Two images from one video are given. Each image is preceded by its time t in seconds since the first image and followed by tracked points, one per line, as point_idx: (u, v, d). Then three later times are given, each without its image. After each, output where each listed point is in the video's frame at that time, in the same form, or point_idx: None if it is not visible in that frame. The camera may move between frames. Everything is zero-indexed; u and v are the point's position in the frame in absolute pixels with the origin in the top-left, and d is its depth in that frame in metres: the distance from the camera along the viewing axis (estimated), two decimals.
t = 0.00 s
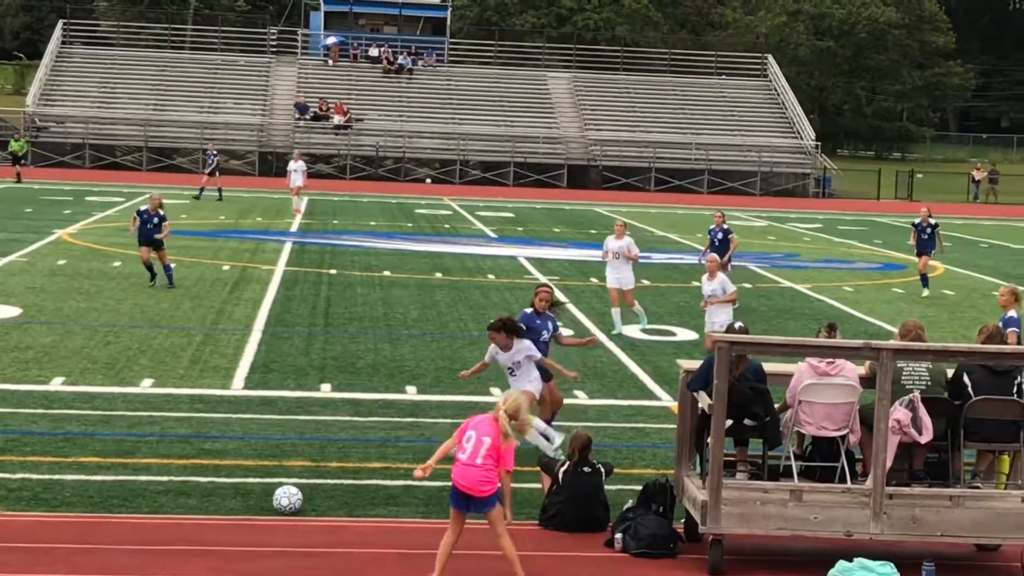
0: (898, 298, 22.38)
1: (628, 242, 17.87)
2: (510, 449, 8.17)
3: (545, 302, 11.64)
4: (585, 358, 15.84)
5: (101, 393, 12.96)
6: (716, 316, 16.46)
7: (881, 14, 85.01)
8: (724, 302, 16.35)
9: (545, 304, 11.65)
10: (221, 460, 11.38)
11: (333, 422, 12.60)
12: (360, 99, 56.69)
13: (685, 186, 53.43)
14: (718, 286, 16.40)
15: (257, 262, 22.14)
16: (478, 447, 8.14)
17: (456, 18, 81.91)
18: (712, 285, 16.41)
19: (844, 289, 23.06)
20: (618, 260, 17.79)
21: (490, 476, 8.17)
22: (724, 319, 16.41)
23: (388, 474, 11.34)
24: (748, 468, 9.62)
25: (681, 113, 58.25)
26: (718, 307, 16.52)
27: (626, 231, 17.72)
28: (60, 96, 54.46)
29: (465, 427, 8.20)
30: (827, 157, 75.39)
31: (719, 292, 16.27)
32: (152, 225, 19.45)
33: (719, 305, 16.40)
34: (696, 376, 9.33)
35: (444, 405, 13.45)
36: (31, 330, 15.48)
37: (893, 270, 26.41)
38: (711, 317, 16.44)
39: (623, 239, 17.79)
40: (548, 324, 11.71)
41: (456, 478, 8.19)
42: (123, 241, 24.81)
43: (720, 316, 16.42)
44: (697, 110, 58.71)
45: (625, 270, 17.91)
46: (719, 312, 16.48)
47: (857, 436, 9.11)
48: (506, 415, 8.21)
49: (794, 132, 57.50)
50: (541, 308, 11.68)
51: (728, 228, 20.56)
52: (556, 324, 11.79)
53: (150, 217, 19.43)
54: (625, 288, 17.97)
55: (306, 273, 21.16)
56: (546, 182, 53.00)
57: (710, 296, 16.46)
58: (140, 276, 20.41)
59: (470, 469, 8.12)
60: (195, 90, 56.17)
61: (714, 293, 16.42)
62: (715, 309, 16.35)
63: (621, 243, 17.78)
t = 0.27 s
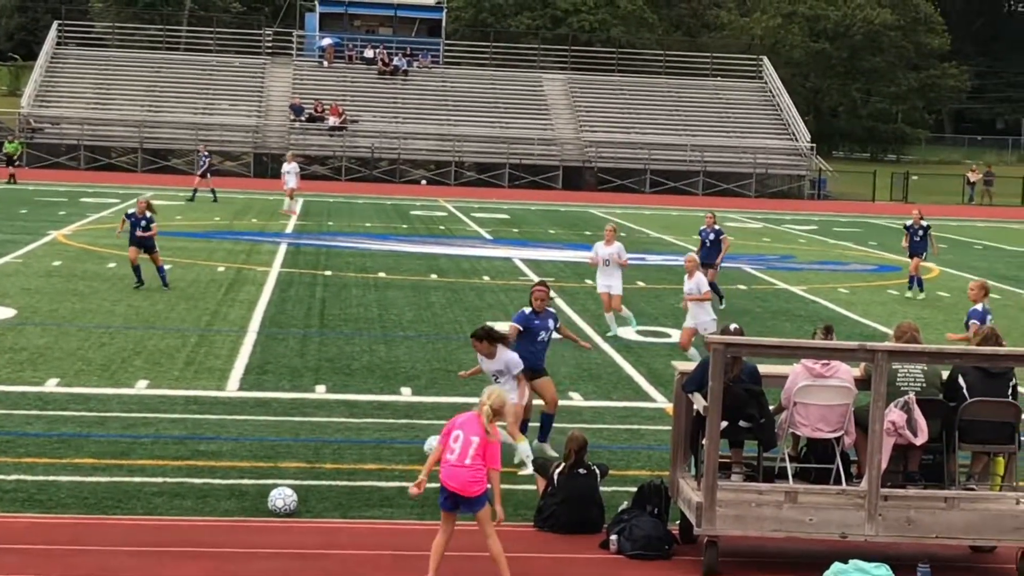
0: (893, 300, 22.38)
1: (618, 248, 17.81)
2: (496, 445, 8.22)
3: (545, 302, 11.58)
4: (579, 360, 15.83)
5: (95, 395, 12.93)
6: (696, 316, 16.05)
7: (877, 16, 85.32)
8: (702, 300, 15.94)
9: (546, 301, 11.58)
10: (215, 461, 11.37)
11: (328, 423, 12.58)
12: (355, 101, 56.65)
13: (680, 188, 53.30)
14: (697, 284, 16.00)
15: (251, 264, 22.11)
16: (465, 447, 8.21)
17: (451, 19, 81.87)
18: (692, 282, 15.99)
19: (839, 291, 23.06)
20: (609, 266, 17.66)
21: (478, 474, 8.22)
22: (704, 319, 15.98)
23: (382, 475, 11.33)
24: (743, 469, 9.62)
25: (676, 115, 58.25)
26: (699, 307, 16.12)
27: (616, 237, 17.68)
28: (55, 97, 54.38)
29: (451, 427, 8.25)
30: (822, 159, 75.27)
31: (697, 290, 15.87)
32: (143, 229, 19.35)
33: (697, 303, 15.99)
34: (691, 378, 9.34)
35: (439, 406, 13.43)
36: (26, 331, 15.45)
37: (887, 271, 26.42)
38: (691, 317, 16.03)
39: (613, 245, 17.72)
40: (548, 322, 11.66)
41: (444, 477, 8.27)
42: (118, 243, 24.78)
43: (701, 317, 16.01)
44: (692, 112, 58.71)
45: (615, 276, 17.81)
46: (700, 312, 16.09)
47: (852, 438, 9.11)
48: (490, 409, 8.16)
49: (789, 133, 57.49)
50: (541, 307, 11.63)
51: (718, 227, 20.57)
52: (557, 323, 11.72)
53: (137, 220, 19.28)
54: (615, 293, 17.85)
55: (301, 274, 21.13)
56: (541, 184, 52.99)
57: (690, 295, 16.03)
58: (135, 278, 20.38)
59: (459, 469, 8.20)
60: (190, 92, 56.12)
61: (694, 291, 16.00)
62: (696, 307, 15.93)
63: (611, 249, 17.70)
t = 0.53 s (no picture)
0: (890, 302, 22.38)
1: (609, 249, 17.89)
2: (487, 442, 8.33)
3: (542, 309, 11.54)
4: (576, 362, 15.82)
5: (93, 397, 12.93)
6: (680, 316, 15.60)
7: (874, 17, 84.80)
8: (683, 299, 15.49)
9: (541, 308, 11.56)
10: (213, 464, 11.36)
11: (326, 424, 12.59)
12: (353, 102, 56.66)
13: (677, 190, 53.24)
14: (677, 283, 15.58)
15: (249, 265, 22.12)
16: (458, 447, 8.31)
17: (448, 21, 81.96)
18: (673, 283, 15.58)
19: (837, 293, 23.08)
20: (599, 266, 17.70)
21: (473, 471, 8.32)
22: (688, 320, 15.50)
23: (380, 477, 11.34)
24: (740, 471, 9.63)
25: (673, 117, 58.28)
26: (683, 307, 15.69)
27: (606, 237, 17.76)
28: (52, 99, 54.38)
29: (442, 427, 8.35)
30: (820, 161, 75.33)
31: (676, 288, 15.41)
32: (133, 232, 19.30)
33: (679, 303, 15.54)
34: (689, 379, 9.35)
35: (436, 408, 13.42)
36: (24, 333, 15.44)
37: (885, 274, 26.40)
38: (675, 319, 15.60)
39: (604, 245, 17.80)
40: (545, 331, 11.60)
41: (438, 477, 8.36)
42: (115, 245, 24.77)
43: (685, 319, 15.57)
44: (689, 113, 58.74)
45: (608, 276, 17.81)
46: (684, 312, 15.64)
47: (848, 440, 9.11)
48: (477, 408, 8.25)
49: (786, 135, 57.53)
50: (538, 314, 11.59)
51: (712, 228, 20.51)
52: (555, 332, 11.64)
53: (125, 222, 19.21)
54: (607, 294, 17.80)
55: (298, 276, 21.13)
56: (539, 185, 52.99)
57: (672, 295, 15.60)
58: (132, 280, 20.37)
59: (451, 468, 8.30)
60: (188, 93, 56.13)
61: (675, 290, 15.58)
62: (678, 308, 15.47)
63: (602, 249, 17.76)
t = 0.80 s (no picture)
0: (893, 305, 22.37)
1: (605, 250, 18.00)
2: (484, 440, 8.35)
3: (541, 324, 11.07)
4: (578, 364, 15.83)
5: (95, 399, 12.92)
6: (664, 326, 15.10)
7: (877, 21, 84.93)
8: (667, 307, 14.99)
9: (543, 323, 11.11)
10: (216, 465, 11.36)
11: (327, 426, 12.60)
12: (355, 105, 56.67)
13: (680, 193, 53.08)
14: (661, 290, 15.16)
15: (251, 268, 22.13)
16: (455, 447, 8.35)
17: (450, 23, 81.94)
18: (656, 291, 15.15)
19: (839, 296, 23.07)
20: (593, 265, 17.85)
21: (471, 472, 8.35)
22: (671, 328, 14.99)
23: (383, 479, 11.34)
24: (742, 473, 9.63)
25: (675, 120, 58.28)
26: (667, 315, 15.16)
27: (601, 237, 17.85)
28: (54, 101, 54.39)
29: (439, 428, 8.38)
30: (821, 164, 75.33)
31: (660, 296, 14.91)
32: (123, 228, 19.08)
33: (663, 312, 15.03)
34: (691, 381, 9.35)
35: (438, 410, 13.43)
36: (26, 335, 15.44)
37: (887, 276, 26.40)
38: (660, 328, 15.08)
39: (598, 245, 17.91)
40: (549, 346, 11.21)
41: (438, 477, 8.40)
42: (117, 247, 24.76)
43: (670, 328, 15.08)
44: (691, 116, 58.75)
45: (603, 277, 17.90)
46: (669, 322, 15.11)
47: (851, 443, 9.10)
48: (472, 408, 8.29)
49: (788, 138, 57.54)
50: (537, 331, 11.19)
51: (710, 232, 20.54)
52: (560, 349, 11.21)
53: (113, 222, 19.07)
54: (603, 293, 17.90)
55: (300, 279, 21.13)
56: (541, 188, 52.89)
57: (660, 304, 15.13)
58: (135, 282, 20.35)
59: (450, 468, 8.33)
60: (191, 96, 56.14)
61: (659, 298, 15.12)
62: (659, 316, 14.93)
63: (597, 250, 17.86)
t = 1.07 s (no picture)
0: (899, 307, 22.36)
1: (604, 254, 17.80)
2: (490, 441, 8.37)
3: (542, 335, 10.89)
4: (586, 366, 15.82)
5: (102, 401, 12.94)
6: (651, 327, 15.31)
7: (883, 23, 85.06)
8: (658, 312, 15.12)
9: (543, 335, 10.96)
10: (223, 467, 11.38)
11: (333, 428, 12.63)
12: (362, 107, 56.71)
13: (686, 195, 53.05)
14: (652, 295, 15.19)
15: (258, 269, 22.16)
16: (459, 447, 8.32)
17: (458, 25, 81.93)
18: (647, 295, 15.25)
19: (846, 298, 23.05)
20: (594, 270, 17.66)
21: (476, 472, 8.36)
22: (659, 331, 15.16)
23: (390, 482, 11.34)
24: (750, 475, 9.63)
25: (682, 122, 58.26)
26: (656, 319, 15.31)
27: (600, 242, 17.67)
28: (62, 102, 54.48)
29: (444, 429, 8.40)
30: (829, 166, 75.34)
31: (650, 301, 15.04)
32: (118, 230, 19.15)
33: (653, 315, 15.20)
34: (698, 383, 9.36)
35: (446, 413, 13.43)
36: (33, 338, 15.46)
37: (894, 278, 26.38)
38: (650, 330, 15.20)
39: (598, 251, 17.66)
40: (550, 358, 11.15)
41: (444, 479, 8.41)
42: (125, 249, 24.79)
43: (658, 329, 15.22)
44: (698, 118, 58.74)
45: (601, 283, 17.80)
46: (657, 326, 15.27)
47: (858, 445, 9.10)
48: (477, 408, 8.33)
49: (795, 140, 57.50)
50: (535, 344, 11.06)
51: (713, 235, 20.50)
52: (558, 361, 11.09)
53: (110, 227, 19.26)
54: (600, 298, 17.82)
55: (307, 280, 21.14)
56: (548, 190, 53.04)
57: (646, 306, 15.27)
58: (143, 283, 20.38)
59: (455, 469, 8.34)
60: (198, 98, 56.23)
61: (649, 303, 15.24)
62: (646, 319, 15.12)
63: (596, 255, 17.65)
